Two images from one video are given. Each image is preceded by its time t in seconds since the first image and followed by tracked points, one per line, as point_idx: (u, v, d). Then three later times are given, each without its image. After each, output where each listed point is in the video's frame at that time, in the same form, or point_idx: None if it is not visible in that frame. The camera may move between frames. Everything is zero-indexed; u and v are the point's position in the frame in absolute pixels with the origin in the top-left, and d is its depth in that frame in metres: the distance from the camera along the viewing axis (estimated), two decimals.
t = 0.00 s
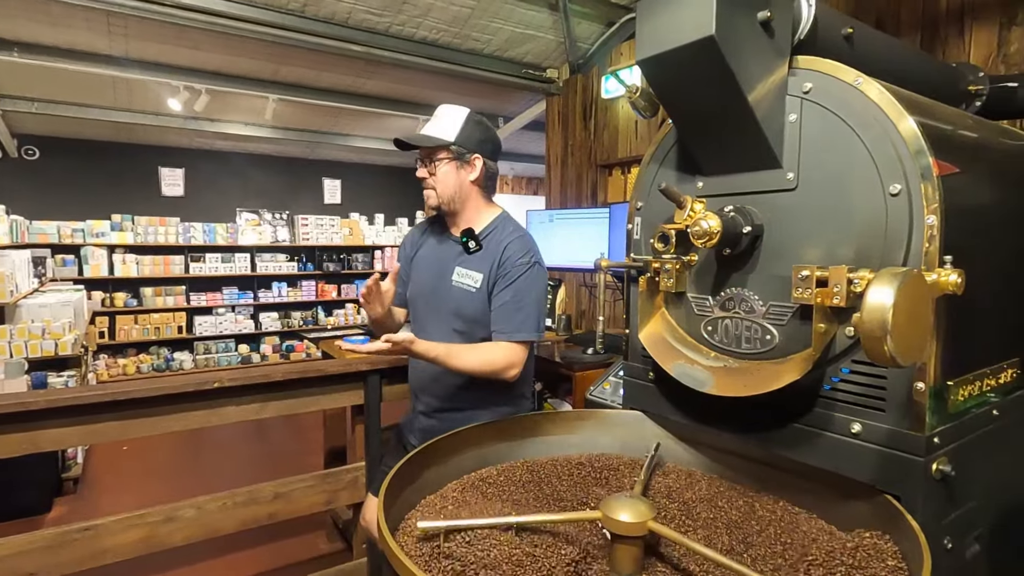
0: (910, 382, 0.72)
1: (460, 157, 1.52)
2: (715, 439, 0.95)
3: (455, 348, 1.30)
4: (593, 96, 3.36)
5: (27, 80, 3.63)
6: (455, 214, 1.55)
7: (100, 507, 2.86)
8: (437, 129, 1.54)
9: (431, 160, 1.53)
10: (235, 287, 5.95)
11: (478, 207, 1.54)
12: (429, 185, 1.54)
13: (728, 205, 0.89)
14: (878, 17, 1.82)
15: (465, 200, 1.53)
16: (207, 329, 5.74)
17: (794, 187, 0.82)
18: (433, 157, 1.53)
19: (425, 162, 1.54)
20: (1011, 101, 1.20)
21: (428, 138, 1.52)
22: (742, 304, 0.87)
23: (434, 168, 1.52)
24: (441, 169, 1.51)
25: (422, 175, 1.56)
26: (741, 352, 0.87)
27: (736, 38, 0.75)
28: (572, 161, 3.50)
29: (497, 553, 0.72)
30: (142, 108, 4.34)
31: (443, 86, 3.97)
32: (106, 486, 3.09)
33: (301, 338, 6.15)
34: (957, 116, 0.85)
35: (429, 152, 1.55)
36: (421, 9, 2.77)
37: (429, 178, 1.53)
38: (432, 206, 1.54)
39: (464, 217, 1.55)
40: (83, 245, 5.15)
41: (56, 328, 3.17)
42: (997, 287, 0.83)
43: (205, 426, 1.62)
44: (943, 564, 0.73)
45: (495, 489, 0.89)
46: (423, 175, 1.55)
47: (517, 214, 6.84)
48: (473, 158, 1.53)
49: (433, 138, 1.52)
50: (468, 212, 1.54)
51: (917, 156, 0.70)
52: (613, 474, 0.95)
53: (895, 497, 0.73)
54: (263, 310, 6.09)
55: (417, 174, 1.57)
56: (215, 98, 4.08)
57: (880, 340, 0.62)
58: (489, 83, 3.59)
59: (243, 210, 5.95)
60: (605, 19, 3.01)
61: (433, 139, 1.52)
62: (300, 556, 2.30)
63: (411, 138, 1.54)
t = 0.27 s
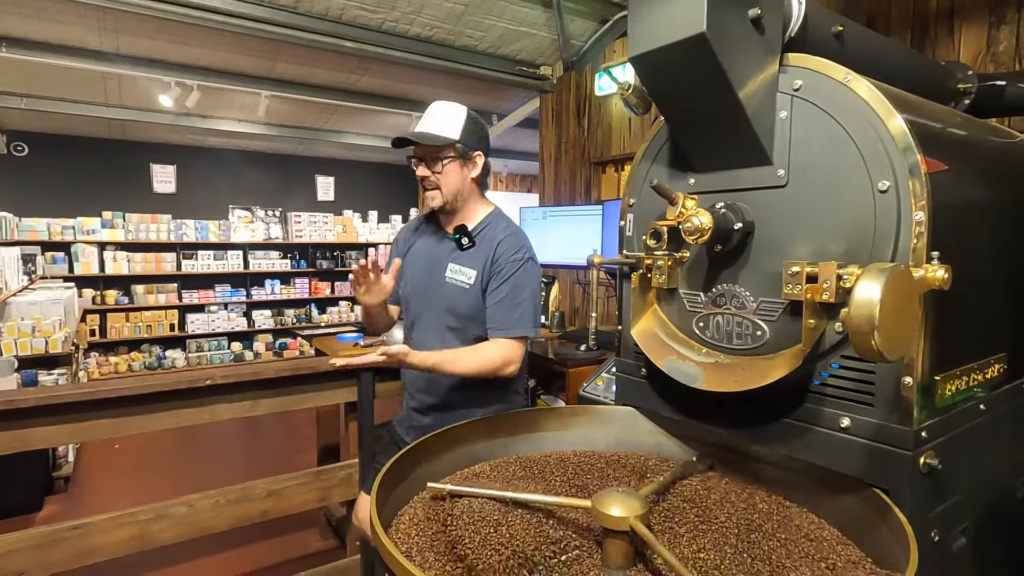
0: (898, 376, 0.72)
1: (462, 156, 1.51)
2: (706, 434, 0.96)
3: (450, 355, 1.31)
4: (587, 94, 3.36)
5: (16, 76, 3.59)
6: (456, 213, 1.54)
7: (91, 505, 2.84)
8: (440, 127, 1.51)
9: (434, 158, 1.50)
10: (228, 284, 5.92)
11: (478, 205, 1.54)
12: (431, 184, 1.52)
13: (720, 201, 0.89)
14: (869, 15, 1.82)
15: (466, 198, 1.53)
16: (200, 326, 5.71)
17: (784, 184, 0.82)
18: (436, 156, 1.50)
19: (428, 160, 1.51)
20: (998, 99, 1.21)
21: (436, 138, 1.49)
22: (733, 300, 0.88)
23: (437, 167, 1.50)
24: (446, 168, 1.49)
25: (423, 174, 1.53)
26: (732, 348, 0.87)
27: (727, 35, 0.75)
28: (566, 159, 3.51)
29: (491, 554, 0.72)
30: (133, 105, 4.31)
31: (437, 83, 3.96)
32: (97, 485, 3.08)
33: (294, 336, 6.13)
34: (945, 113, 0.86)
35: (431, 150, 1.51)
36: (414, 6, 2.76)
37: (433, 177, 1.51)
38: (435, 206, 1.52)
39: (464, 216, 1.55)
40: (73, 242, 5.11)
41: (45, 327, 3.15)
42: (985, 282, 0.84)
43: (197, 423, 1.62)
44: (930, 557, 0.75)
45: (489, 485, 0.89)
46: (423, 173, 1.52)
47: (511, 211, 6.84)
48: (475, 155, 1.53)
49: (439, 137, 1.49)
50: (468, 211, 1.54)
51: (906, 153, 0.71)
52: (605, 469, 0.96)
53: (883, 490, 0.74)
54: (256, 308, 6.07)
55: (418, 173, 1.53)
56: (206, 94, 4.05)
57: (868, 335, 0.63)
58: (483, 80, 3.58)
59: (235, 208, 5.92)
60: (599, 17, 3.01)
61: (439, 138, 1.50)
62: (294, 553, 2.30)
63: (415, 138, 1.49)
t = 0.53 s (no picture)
0: (900, 374, 0.72)
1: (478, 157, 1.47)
2: (706, 431, 0.95)
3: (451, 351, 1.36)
4: (587, 91, 3.35)
5: (14, 73, 3.58)
6: (468, 214, 1.51)
7: (91, 503, 2.84)
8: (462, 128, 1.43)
9: (454, 160, 1.44)
10: (227, 282, 5.91)
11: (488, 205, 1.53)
12: (450, 187, 1.46)
13: (720, 198, 0.89)
14: (871, 11, 1.80)
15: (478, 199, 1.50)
16: (199, 324, 5.71)
17: (785, 180, 0.82)
18: (457, 159, 1.44)
19: (447, 162, 1.44)
20: (1001, 95, 1.21)
21: (464, 141, 1.41)
22: (733, 297, 0.87)
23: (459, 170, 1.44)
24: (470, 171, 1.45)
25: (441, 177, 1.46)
26: (732, 346, 0.87)
27: (728, 30, 0.75)
28: (566, 156, 3.50)
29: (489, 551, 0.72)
30: (133, 102, 4.30)
31: (437, 81, 3.95)
32: (97, 482, 3.07)
33: (294, 333, 6.12)
34: (948, 110, 0.86)
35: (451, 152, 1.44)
36: (414, 3, 2.75)
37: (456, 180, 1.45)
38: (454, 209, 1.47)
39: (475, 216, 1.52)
40: (72, 240, 5.10)
41: (47, 324, 3.14)
42: (987, 279, 0.84)
43: (196, 420, 1.61)
44: (930, 555, 0.74)
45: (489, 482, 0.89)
46: (446, 175, 1.45)
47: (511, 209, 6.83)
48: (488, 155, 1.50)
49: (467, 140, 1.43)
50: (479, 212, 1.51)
51: (908, 149, 0.70)
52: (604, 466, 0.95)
53: (884, 488, 0.73)
54: (256, 306, 6.06)
55: (437, 175, 1.45)
56: (205, 92, 4.04)
57: (869, 332, 0.62)
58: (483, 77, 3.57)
59: (234, 205, 5.91)
60: (599, 14, 3.00)
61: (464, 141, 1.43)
62: (293, 550, 2.30)
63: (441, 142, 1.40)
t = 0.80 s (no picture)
0: (896, 372, 0.72)
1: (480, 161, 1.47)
2: (703, 430, 0.95)
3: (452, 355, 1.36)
4: (582, 89, 3.31)
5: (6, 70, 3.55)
6: (468, 217, 1.50)
7: (86, 502, 2.83)
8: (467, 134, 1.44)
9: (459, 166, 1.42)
10: (222, 281, 5.88)
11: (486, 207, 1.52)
12: (453, 192, 1.44)
13: (717, 196, 0.89)
14: (867, 9, 1.81)
15: (477, 202, 1.50)
16: (194, 323, 5.69)
17: (782, 178, 0.82)
18: (460, 164, 1.43)
19: (451, 168, 1.43)
20: (996, 93, 1.21)
21: (470, 149, 1.42)
22: (730, 295, 0.87)
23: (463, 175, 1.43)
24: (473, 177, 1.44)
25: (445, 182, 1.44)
26: (729, 344, 0.87)
27: (725, 27, 0.74)
28: (562, 154, 3.49)
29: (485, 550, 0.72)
30: (127, 100, 4.28)
31: (432, 78, 3.94)
32: (91, 481, 3.06)
33: (289, 332, 6.10)
34: (944, 108, 0.86)
35: (455, 157, 1.42)
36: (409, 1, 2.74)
37: (459, 186, 1.44)
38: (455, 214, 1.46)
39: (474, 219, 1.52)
40: (66, 238, 5.07)
41: (40, 323, 3.12)
42: (983, 277, 0.84)
43: (191, 419, 1.61)
44: (927, 553, 0.74)
45: (485, 482, 0.88)
46: (449, 181, 1.44)
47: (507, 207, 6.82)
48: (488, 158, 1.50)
49: (470, 147, 1.43)
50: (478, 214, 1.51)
51: (905, 147, 0.70)
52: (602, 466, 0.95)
53: (881, 486, 0.73)
54: (251, 304, 6.04)
55: (440, 180, 1.44)
56: (200, 89, 4.02)
57: (867, 329, 0.62)
58: (479, 75, 3.56)
59: (229, 203, 5.88)
60: (595, 11, 3.00)
61: (468, 148, 1.44)
62: (289, 549, 2.29)
63: (448, 149, 1.40)
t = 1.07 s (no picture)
0: (888, 369, 0.72)
1: (478, 165, 1.45)
2: (697, 428, 0.96)
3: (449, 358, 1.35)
4: (579, 88, 3.34)
5: None
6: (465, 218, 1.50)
7: (79, 503, 2.82)
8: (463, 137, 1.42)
9: (457, 169, 1.41)
10: (217, 280, 5.87)
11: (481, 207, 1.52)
12: (450, 194, 1.44)
13: (711, 194, 0.89)
14: (861, 10, 1.82)
15: (474, 203, 1.49)
16: (189, 322, 5.67)
17: (776, 177, 0.82)
18: (458, 167, 1.42)
19: (448, 171, 1.41)
20: (989, 93, 1.21)
21: (467, 154, 1.41)
22: (724, 294, 0.87)
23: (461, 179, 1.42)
24: (471, 180, 1.43)
25: (442, 184, 1.43)
26: (723, 342, 0.87)
27: (719, 26, 0.75)
28: (558, 153, 3.49)
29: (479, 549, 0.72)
30: (120, 98, 4.26)
31: (428, 77, 3.93)
32: (84, 482, 3.05)
33: (285, 331, 6.09)
34: (936, 108, 0.86)
35: (453, 160, 1.41)
36: None
37: (456, 189, 1.43)
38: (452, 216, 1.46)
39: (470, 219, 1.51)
40: (59, 237, 5.05)
41: (32, 322, 3.11)
42: (973, 277, 0.84)
43: (185, 419, 1.60)
44: (917, 549, 0.75)
45: (480, 481, 0.89)
46: (446, 184, 1.42)
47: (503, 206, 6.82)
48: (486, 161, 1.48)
49: (468, 150, 1.41)
50: (474, 215, 1.50)
51: (896, 147, 0.71)
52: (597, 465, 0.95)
53: (872, 483, 0.74)
54: (246, 304, 6.03)
55: (437, 183, 1.43)
56: (194, 87, 4.00)
57: (857, 326, 0.63)
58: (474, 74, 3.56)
59: (224, 202, 5.87)
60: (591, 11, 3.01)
61: (466, 152, 1.42)
62: (284, 550, 2.29)
63: (444, 154, 1.39)
